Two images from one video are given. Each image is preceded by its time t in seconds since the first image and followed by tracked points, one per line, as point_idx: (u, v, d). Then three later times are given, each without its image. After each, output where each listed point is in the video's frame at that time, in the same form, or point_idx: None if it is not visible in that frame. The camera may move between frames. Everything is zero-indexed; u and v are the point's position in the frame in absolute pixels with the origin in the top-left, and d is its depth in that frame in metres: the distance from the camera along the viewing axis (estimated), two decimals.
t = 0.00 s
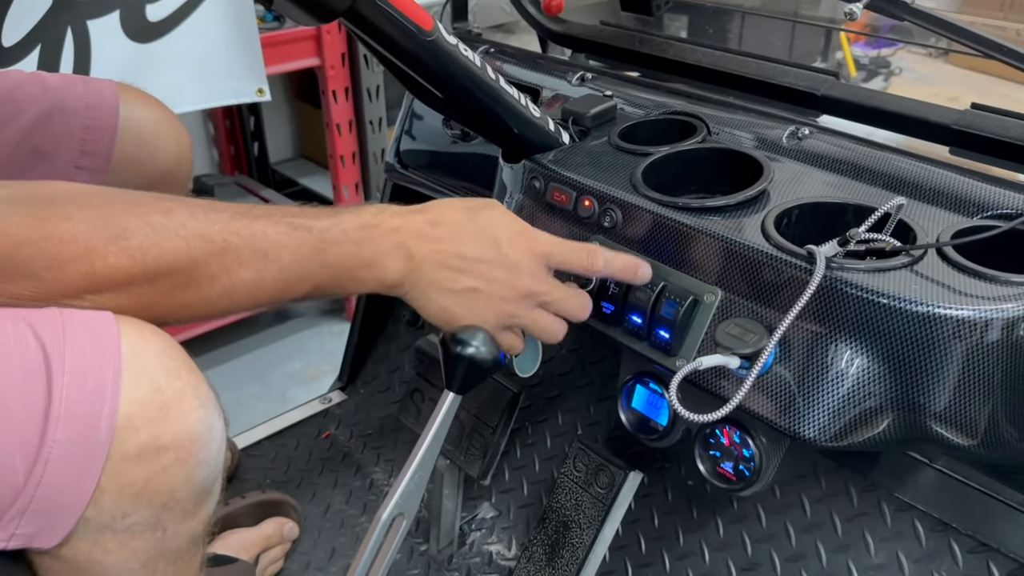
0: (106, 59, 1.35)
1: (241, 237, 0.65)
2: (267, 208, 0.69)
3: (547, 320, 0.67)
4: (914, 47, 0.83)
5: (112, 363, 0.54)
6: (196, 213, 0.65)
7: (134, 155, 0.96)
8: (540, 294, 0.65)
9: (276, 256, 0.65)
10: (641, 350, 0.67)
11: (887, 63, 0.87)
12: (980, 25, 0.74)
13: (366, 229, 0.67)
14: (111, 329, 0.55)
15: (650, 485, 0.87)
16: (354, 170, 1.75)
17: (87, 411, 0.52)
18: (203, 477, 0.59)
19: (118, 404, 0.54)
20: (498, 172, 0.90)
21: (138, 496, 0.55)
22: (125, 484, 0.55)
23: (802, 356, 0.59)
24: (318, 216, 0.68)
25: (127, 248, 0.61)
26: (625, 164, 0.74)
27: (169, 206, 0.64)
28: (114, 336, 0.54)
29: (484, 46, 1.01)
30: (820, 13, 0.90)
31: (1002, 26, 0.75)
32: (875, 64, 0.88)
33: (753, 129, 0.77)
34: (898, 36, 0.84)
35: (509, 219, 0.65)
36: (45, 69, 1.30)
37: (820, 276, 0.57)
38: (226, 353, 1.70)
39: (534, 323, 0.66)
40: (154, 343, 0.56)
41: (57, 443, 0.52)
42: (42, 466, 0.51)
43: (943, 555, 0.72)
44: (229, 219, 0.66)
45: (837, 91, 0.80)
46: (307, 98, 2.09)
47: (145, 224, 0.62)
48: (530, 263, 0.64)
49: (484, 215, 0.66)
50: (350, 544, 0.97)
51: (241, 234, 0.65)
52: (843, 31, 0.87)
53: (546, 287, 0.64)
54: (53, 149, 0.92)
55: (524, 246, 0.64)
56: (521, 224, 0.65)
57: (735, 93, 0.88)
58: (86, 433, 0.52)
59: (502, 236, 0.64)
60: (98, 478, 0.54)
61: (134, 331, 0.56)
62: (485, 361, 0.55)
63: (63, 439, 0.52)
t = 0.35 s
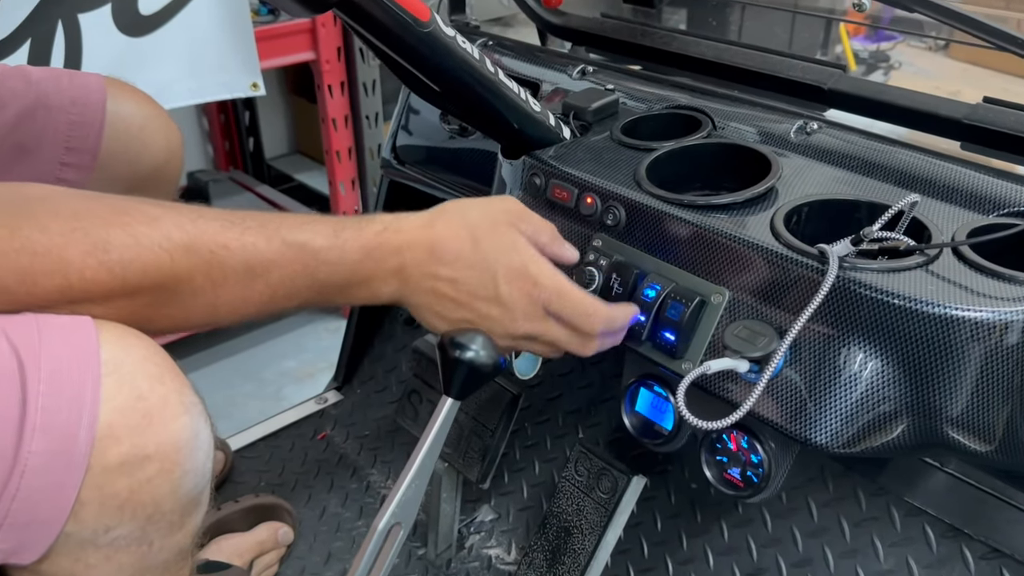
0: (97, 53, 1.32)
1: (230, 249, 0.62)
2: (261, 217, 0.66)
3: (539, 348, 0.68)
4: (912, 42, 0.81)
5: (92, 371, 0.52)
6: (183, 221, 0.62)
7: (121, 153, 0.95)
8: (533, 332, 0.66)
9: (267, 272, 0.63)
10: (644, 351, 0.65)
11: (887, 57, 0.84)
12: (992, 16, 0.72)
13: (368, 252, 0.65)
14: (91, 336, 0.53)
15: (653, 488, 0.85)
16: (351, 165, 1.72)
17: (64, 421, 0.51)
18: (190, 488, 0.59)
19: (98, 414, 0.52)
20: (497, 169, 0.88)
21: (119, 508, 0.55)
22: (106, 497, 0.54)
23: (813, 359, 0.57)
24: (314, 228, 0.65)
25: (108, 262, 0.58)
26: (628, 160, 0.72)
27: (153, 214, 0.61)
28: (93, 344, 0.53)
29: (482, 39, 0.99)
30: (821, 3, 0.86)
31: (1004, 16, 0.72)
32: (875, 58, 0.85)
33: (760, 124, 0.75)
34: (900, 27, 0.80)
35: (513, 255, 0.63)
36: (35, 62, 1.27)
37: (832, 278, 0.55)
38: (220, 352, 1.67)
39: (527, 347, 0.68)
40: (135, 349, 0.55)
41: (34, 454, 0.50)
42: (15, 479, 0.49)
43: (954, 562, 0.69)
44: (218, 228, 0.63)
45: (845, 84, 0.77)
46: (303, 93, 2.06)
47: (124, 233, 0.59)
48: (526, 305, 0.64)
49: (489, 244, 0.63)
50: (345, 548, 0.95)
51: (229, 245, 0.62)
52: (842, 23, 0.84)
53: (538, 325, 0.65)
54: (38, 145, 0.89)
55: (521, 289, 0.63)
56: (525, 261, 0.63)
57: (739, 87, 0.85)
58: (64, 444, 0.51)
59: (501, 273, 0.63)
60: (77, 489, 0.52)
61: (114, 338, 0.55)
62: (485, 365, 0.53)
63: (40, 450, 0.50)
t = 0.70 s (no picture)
0: (89, 47, 1.30)
1: (228, 273, 0.61)
2: (266, 237, 0.61)
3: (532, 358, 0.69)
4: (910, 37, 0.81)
5: (78, 378, 0.51)
6: (178, 234, 0.60)
7: (110, 151, 0.93)
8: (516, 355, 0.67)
9: (264, 299, 0.62)
10: (648, 353, 0.64)
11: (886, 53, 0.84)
12: (1002, 9, 0.70)
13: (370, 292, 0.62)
14: (76, 340, 0.52)
15: (656, 491, 0.83)
16: (347, 162, 1.70)
17: (50, 430, 0.49)
18: (181, 497, 0.58)
19: (84, 422, 0.51)
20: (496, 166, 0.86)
21: (104, 519, 0.53)
22: (94, 509, 0.53)
23: (823, 362, 0.56)
24: (317, 253, 0.61)
25: (99, 278, 0.57)
26: (631, 157, 0.70)
27: (148, 229, 0.59)
28: (79, 349, 0.51)
29: (481, 33, 0.97)
30: None
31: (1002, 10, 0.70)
32: (874, 53, 0.85)
33: (765, 119, 0.73)
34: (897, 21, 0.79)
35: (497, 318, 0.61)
36: (26, 58, 1.25)
37: (844, 278, 0.53)
38: (216, 351, 1.65)
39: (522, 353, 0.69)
40: (122, 354, 0.54)
41: (17, 464, 0.48)
42: None
43: (965, 567, 0.68)
44: (215, 245, 0.61)
45: (851, 80, 0.76)
46: (299, 89, 2.04)
47: (115, 247, 0.58)
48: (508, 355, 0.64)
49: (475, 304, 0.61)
50: (343, 553, 0.93)
51: (226, 268, 0.60)
52: (842, 15, 0.82)
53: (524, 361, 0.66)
54: (25, 142, 0.87)
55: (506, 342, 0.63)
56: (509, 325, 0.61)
57: (743, 82, 0.84)
58: (49, 454, 0.49)
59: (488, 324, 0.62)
60: (63, 499, 0.51)
61: (100, 343, 0.53)
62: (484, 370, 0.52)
63: (23, 460, 0.48)
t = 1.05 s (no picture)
0: (81, 45, 1.28)
1: (205, 263, 0.61)
2: (246, 227, 0.63)
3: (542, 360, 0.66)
4: (908, 35, 0.80)
5: (57, 393, 0.51)
6: (153, 230, 0.61)
7: (99, 154, 0.93)
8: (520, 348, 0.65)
9: (244, 289, 0.62)
10: (651, 360, 0.62)
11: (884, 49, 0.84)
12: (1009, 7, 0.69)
13: (356, 269, 0.62)
14: (55, 355, 0.52)
15: (657, 496, 0.81)
16: (342, 161, 1.69)
17: (28, 447, 0.49)
18: (167, 514, 0.57)
19: (63, 437, 0.51)
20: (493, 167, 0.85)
21: (84, 534, 0.53)
22: (75, 526, 0.52)
23: (829, 370, 0.54)
24: (297, 238, 0.63)
25: (71, 276, 0.57)
26: (631, 159, 0.68)
27: (121, 224, 0.60)
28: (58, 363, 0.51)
29: (477, 32, 0.96)
30: None
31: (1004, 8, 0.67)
32: (872, 51, 0.85)
33: (767, 120, 0.72)
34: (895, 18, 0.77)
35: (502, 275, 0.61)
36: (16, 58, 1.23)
37: (850, 285, 0.52)
38: (211, 352, 1.64)
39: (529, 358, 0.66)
40: (103, 367, 0.54)
41: None
42: None
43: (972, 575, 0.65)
44: (192, 239, 0.61)
45: (854, 79, 0.74)
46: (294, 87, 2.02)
47: (87, 245, 0.58)
48: (512, 329, 0.63)
49: (478, 261, 0.61)
50: (338, 560, 0.91)
51: (203, 258, 0.61)
52: (841, 12, 0.81)
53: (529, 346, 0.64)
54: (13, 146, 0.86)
55: (510, 312, 0.62)
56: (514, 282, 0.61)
57: (745, 81, 0.82)
58: (27, 471, 0.49)
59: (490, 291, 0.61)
60: (43, 516, 0.51)
61: (81, 356, 0.53)
62: (480, 380, 0.51)
63: None
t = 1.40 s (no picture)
0: (70, 44, 1.26)
1: (195, 269, 0.62)
2: (232, 241, 0.65)
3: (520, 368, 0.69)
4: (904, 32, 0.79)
5: (34, 403, 0.50)
6: (142, 237, 0.61)
7: (85, 154, 0.94)
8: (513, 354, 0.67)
9: (233, 295, 0.64)
10: (644, 364, 0.61)
11: (880, 48, 0.82)
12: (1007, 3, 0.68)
13: (342, 274, 0.65)
14: (33, 364, 0.51)
15: (652, 500, 0.80)
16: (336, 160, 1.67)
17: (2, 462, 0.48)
18: (145, 525, 0.56)
19: (39, 449, 0.50)
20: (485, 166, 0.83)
21: (62, 546, 0.52)
22: (50, 541, 0.52)
23: (826, 373, 0.53)
24: (286, 246, 0.65)
25: (60, 279, 0.58)
26: (624, 157, 0.67)
27: (110, 229, 0.61)
28: (36, 372, 0.51)
29: (470, 29, 0.95)
30: None
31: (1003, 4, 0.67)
32: (868, 49, 0.82)
33: (763, 117, 0.71)
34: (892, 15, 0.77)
35: (498, 284, 0.63)
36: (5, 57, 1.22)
37: (847, 286, 0.51)
38: (204, 353, 1.63)
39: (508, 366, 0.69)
40: (84, 376, 0.53)
41: None
42: None
43: None
44: (181, 244, 0.63)
45: (851, 76, 0.73)
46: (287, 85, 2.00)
47: (78, 249, 0.58)
48: (508, 332, 0.65)
49: (469, 270, 0.63)
50: (330, 564, 0.90)
51: (194, 264, 0.62)
52: (837, 8, 0.80)
53: (520, 350, 0.66)
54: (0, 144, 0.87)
55: (504, 317, 0.64)
56: (510, 290, 0.63)
57: (740, 78, 0.81)
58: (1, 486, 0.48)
59: (484, 298, 0.64)
60: (18, 531, 0.50)
61: (61, 365, 0.52)
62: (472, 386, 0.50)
63: None
